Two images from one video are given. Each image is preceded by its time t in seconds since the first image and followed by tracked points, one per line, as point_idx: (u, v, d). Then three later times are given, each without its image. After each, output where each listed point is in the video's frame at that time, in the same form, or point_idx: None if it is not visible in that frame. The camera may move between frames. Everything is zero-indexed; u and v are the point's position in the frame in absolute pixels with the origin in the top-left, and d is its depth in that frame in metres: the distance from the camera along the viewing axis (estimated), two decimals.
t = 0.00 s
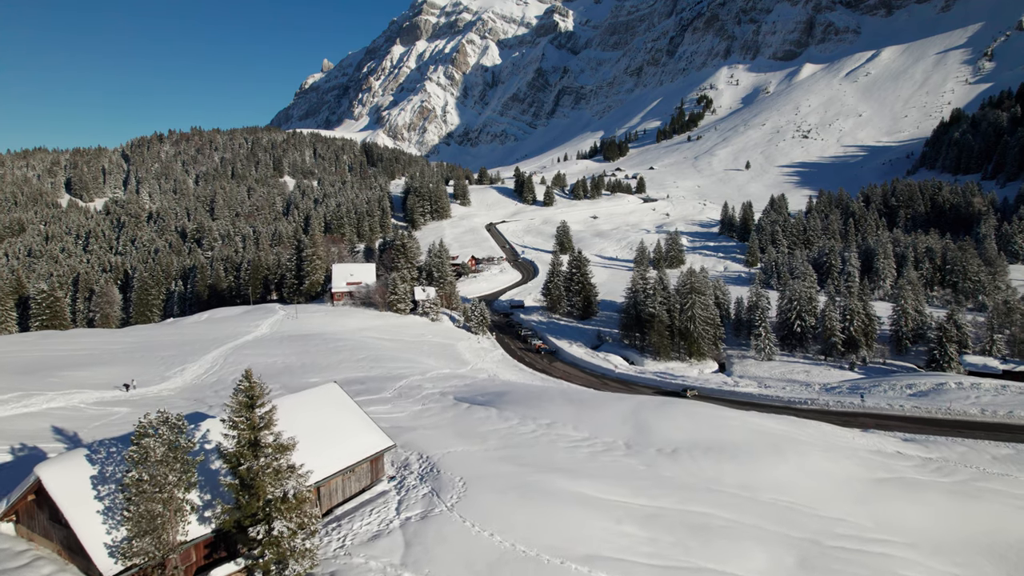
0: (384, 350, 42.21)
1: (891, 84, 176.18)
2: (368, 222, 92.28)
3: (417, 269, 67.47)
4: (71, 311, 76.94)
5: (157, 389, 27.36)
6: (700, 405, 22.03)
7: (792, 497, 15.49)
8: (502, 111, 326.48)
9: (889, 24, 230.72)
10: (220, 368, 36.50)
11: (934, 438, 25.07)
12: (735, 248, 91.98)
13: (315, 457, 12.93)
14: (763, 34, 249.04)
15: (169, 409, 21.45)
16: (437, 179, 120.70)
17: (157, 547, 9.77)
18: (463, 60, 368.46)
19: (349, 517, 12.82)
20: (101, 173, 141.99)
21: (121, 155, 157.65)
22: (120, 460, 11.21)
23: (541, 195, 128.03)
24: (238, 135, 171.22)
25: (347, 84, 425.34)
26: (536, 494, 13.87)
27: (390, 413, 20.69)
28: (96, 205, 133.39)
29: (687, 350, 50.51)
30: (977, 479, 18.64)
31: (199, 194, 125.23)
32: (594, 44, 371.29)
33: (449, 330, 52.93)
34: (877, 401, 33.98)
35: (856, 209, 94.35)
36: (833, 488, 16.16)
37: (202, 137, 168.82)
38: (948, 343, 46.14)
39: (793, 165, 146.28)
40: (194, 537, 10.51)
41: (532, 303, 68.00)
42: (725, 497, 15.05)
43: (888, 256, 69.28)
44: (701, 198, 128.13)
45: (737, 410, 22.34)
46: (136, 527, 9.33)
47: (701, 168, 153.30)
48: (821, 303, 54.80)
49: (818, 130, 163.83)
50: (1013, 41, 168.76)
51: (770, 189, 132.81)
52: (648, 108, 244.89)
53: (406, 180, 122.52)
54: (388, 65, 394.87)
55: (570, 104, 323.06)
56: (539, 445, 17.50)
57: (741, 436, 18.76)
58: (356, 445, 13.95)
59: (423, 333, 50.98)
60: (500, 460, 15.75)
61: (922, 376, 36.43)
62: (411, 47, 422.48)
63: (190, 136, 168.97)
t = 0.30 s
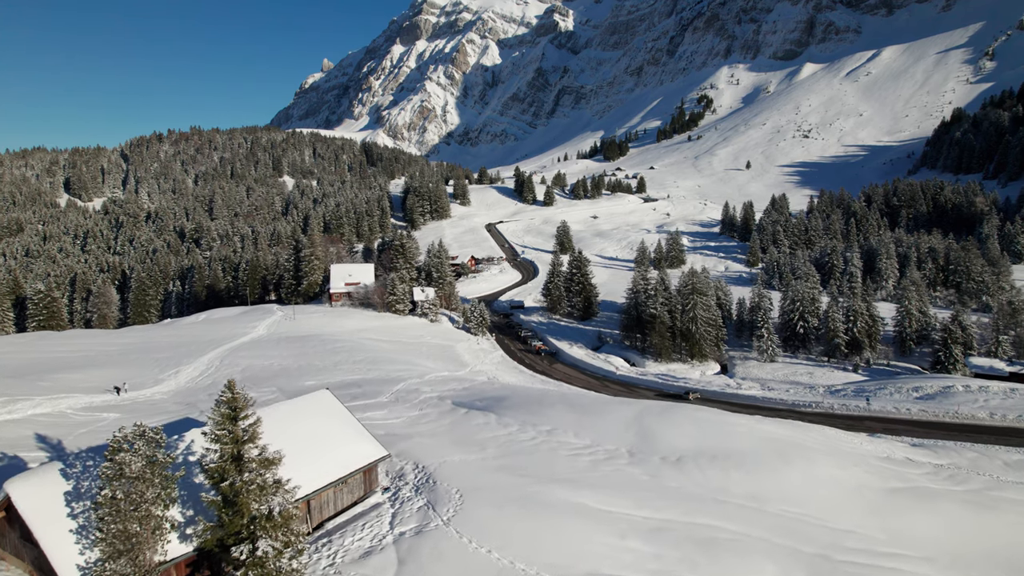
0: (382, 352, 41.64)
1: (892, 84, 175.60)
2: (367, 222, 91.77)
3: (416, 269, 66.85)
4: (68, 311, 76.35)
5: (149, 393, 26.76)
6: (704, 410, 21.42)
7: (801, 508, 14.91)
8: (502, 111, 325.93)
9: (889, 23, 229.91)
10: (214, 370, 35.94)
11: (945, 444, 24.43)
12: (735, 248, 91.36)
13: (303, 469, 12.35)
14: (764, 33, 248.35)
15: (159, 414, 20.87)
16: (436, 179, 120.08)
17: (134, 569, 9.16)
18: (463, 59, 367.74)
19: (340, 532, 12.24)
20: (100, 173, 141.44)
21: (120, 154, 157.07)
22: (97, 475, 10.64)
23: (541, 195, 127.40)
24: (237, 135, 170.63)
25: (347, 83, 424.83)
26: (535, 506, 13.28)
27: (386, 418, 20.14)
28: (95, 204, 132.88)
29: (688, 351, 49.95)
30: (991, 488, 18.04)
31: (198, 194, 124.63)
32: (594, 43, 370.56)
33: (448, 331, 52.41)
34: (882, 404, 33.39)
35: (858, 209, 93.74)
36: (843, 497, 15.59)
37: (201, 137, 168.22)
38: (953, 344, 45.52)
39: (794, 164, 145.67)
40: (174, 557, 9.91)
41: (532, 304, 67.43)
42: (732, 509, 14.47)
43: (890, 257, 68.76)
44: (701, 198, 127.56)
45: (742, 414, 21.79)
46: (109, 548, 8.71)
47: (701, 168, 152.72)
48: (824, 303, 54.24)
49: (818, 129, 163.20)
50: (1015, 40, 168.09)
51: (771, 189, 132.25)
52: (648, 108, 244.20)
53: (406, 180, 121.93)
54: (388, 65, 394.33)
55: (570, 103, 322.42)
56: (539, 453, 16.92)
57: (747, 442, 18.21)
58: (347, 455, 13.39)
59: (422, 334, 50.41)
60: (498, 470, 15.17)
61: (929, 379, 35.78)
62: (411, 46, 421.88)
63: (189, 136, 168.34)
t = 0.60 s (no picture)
0: (380, 354, 41.11)
1: (893, 83, 175.04)
2: (367, 222, 91.27)
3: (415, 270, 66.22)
4: (66, 312, 75.75)
5: (140, 398, 26.12)
6: (709, 417, 20.83)
7: (813, 521, 14.27)
8: (502, 111, 325.47)
9: (890, 23, 229.17)
10: (208, 373, 35.32)
11: (955, 450, 23.84)
12: (736, 248, 90.73)
13: (289, 484, 11.73)
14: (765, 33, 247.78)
15: (148, 420, 20.29)
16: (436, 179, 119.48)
17: None
18: (463, 59, 367.61)
19: (330, 549, 11.65)
20: (99, 172, 140.89)
21: (120, 154, 156.51)
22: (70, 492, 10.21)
23: (542, 195, 126.77)
24: (237, 135, 169.96)
25: (348, 83, 424.33)
26: (535, 521, 12.66)
27: (381, 425, 19.46)
28: (94, 204, 132.31)
29: (690, 353, 49.35)
30: (1007, 498, 17.41)
31: (197, 193, 124.02)
32: (594, 43, 370.06)
33: (447, 333, 51.82)
34: (889, 408, 32.78)
35: (859, 209, 93.15)
36: (855, 510, 15.02)
37: (201, 137, 167.59)
38: (959, 346, 44.95)
39: (795, 164, 145.04)
40: None
41: (532, 304, 66.84)
42: (740, 522, 13.87)
43: (893, 257, 68.24)
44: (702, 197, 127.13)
45: (747, 421, 21.25)
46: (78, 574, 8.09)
47: (702, 168, 152.17)
48: (827, 304, 53.64)
49: (819, 129, 162.58)
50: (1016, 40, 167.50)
51: (772, 189, 131.64)
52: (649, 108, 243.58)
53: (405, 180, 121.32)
54: (388, 65, 393.91)
55: (570, 103, 321.88)
56: (539, 463, 16.33)
57: (755, 450, 17.63)
58: (337, 466, 12.81)
59: (420, 335, 49.82)
60: (497, 481, 14.56)
61: (936, 381, 35.15)
62: (411, 46, 421.35)
63: (188, 136, 167.64)
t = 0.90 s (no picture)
0: (378, 356, 40.48)
1: (894, 83, 174.50)
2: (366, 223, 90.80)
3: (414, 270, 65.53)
4: (63, 313, 75.15)
5: (130, 403, 25.46)
6: (715, 424, 20.24)
7: (827, 536, 13.62)
8: (502, 111, 325.17)
9: (890, 23, 228.47)
10: (202, 376, 34.69)
11: (966, 457, 23.24)
12: (738, 249, 90.11)
13: (272, 500, 11.18)
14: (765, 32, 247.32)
15: (137, 427, 19.69)
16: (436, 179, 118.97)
17: None
18: (463, 59, 367.21)
19: (317, 571, 11.02)
20: (98, 173, 140.35)
21: (119, 154, 155.97)
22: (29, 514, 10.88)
23: (542, 195, 126.19)
24: (236, 134, 169.22)
25: (348, 83, 423.81)
26: (534, 538, 12.00)
27: (376, 432, 18.85)
28: (92, 204, 131.74)
29: (692, 354, 48.74)
30: None
31: (196, 193, 123.43)
32: (594, 43, 369.54)
33: (446, 334, 51.22)
34: (896, 412, 32.11)
35: (861, 209, 92.53)
36: (870, 523, 14.38)
37: (200, 137, 166.89)
38: (964, 348, 44.35)
39: (795, 164, 144.39)
40: None
41: (532, 305, 66.26)
42: (750, 537, 13.23)
43: (895, 258, 67.67)
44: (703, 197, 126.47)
45: (754, 428, 20.64)
46: None
47: (703, 167, 151.61)
48: (830, 306, 53.05)
49: (820, 129, 161.99)
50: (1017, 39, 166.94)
51: (773, 189, 131.01)
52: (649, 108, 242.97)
53: (405, 180, 120.75)
54: (388, 64, 393.45)
55: (570, 103, 321.34)
56: (539, 473, 15.69)
57: (764, 460, 17.02)
58: (328, 478, 12.24)
59: (419, 337, 49.23)
60: (495, 494, 13.94)
61: (944, 384, 34.46)
62: (411, 46, 420.77)
63: (188, 135, 166.88)
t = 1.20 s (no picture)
0: (375, 359, 39.85)
1: (895, 82, 173.81)
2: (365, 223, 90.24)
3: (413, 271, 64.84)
4: (60, 313, 74.47)
5: (120, 408, 24.86)
6: (721, 432, 19.53)
7: (840, 552, 12.96)
8: (502, 110, 324.64)
9: (891, 22, 227.89)
10: (197, 379, 34.08)
11: (978, 464, 22.58)
12: (739, 249, 89.41)
13: (255, 518, 10.62)
14: (766, 32, 246.70)
15: (124, 434, 19.02)
16: (435, 179, 118.33)
17: None
18: (463, 59, 366.57)
19: None
20: (96, 172, 139.58)
21: (118, 154, 155.22)
22: None
23: (542, 195, 125.52)
24: (235, 134, 168.38)
25: (348, 83, 423.03)
26: (531, 556, 11.34)
27: (372, 441, 18.21)
28: (91, 204, 131.10)
29: (694, 356, 48.09)
30: None
31: (195, 193, 122.65)
32: (594, 43, 368.86)
33: (445, 336, 50.59)
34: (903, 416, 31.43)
35: (863, 208, 91.90)
36: (886, 539, 13.71)
37: (200, 137, 166.16)
38: (971, 350, 43.65)
39: (796, 164, 143.63)
40: None
41: (532, 306, 65.64)
42: (760, 554, 12.55)
43: (899, 258, 66.93)
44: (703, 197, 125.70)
45: (761, 436, 19.98)
46: None
47: (703, 167, 150.95)
48: (834, 307, 52.37)
49: (821, 128, 161.34)
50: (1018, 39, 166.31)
51: (774, 188, 130.29)
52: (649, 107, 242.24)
53: (404, 180, 120.08)
54: (388, 64, 392.91)
55: (570, 102, 320.56)
56: (538, 486, 15.00)
57: (772, 471, 16.36)
58: (315, 493, 11.65)
59: (418, 338, 48.62)
60: (492, 508, 13.28)
61: (952, 388, 33.76)
62: (411, 45, 420.16)
63: (187, 135, 166.09)
